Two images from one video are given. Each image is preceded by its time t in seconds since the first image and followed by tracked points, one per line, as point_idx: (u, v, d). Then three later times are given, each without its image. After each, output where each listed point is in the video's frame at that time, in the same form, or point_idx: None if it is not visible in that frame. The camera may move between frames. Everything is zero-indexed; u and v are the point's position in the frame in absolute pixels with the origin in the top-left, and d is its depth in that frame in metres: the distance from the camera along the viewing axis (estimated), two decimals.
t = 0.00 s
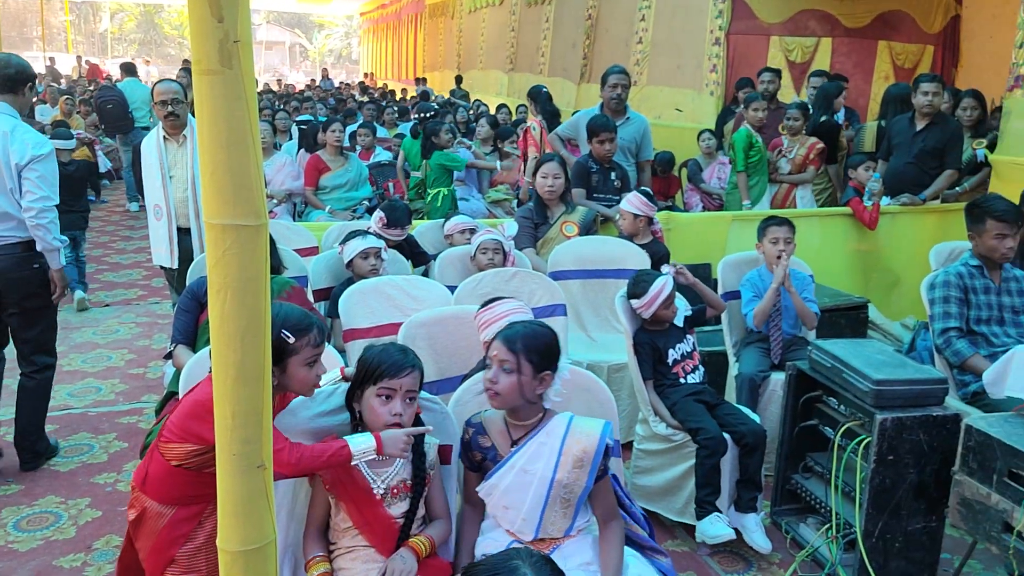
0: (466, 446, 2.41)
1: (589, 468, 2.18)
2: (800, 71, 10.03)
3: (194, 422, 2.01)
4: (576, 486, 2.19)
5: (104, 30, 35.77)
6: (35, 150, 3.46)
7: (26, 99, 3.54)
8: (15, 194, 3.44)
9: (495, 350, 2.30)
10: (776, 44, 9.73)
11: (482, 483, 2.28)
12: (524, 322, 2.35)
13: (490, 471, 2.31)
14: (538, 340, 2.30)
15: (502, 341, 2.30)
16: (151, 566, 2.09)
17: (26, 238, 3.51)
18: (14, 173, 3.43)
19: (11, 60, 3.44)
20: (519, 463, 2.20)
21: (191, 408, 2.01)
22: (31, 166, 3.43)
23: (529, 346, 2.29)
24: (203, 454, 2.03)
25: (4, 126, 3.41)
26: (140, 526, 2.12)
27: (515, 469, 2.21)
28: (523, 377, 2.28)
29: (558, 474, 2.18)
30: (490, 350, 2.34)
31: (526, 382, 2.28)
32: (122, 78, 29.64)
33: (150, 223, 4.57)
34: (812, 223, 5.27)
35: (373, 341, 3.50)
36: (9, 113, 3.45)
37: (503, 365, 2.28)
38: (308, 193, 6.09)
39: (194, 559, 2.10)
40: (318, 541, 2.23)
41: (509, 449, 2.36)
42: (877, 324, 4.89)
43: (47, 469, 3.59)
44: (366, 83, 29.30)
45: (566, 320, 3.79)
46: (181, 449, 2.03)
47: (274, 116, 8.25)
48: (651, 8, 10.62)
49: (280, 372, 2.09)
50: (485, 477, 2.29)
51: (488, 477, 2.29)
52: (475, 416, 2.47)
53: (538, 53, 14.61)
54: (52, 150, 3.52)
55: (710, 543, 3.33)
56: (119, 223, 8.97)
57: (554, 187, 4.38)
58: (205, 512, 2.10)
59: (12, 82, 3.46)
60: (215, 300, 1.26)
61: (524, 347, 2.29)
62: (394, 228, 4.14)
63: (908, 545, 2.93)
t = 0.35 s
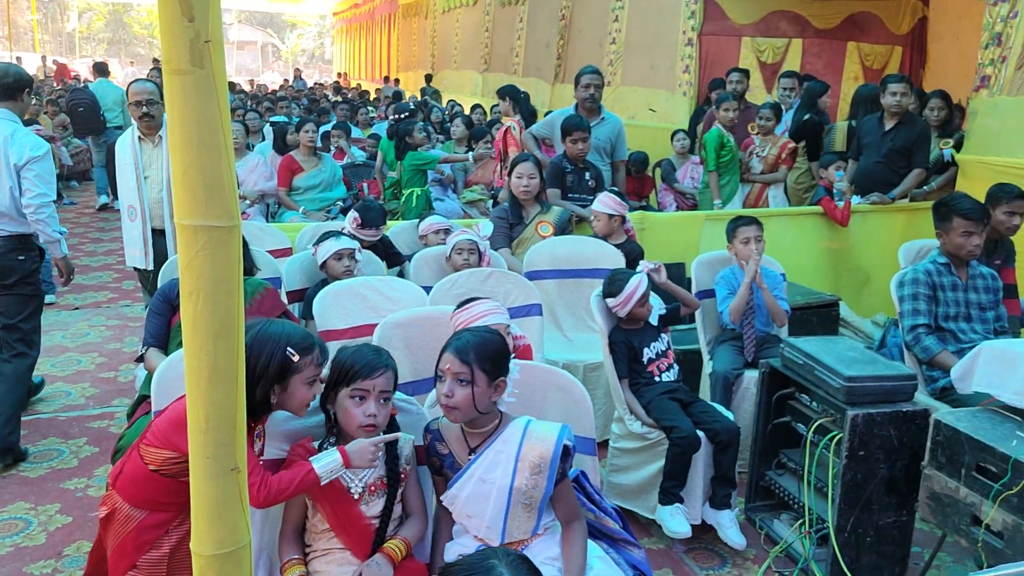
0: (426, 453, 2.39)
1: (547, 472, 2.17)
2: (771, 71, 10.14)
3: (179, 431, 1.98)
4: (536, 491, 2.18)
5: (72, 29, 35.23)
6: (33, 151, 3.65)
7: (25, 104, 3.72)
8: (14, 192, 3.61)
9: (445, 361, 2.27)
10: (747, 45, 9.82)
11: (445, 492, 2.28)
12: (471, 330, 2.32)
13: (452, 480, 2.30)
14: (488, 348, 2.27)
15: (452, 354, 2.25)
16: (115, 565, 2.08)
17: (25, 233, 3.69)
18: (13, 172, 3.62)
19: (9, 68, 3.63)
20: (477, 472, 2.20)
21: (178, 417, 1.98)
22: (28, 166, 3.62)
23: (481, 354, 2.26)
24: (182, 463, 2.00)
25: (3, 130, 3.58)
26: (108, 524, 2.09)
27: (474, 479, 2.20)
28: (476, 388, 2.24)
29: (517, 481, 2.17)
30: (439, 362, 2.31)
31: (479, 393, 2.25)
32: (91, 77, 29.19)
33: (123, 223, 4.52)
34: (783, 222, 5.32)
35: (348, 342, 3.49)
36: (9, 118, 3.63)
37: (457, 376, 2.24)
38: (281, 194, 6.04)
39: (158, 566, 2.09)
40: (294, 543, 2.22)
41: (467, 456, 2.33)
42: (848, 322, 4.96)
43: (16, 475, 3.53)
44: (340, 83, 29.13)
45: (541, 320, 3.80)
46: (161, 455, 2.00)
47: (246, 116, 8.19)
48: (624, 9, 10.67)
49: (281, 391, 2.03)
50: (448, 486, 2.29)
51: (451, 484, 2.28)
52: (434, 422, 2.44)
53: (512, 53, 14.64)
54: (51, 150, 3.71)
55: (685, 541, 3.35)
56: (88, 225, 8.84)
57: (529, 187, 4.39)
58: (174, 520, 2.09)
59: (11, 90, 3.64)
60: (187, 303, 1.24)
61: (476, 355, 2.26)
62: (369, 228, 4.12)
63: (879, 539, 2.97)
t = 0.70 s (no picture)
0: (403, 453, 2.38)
1: (524, 471, 2.18)
2: (743, 71, 10.23)
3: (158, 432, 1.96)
4: (514, 489, 2.18)
5: (40, 28, 34.67)
6: (20, 137, 4.06)
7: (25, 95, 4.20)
8: None
9: (420, 364, 2.26)
10: (720, 45, 9.89)
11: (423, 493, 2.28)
12: (444, 331, 2.32)
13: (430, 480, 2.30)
14: (462, 350, 2.27)
15: (428, 356, 2.25)
16: (94, 571, 2.05)
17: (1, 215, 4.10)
18: None
19: (12, 62, 4.11)
20: (454, 472, 2.20)
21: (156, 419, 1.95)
22: (12, 153, 4.03)
23: (457, 356, 2.26)
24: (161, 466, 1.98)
25: None
26: (86, 530, 2.06)
27: (451, 479, 2.21)
28: (452, 390, 2.24)
29: (494, 480, 2.17)
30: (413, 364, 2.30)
31: (456, 395, 2.25)
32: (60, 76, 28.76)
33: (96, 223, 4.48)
34: (755, 220, 5.37)
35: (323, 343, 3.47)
36: (8, 106, 4.08)
37: (432, 378, 2.24)
38: (255, 194, 6.00)
39: (138, 570, 2.07)
40: (270, 546, 2.20)
41: (443, 457, 2.33)
42: (819, 320, 5.02)
43: None
44: (313, 82, 28.93)
45: (517, 319, 3.81)
46: (139, 458, 1.97)
47: (218, 116, 8.12)
48: (597, 9, 10.72)
49: (255, 391, 2.02)
50: (426, 486, 2.29)
51: (428, 484, 2.29)
52: (410, 422, 2.44)
53: (487, 53, 14.64)
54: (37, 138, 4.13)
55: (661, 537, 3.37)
56: (57, 226, 8.71)
57: (505, 186, 4.39)
58: (153, 524, 2.06)
59: (11, 81, 4.13)
60: (160, 303, 1.23)
61: (453, 357, 2.25)
62: (342, 228, 4.11)
63: (851, 533, 3.01)
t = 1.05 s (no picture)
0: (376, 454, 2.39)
1: (498, 471, 2.17)
2: (715, 71, 10.31)
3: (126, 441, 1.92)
4: (488, 490, 2.18)
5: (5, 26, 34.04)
6: (11, 134, 4.28)
7: (30, 97, 4.50)
8: None
9: (394, 366, 2.25)
10: (692, 45, 9.95)
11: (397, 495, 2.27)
12: (418, 333, 2.31)
13: (404, 481, 2.30)
14: (437, 352, 2.27)
15: (402, 358, 2.24)
16: None
17: None
18: None
19: (21, 64, 4.44)
20: (428, 473, 2.20)
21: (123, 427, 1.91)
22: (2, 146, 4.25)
23: (433, 358, 2.26)
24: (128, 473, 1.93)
25: None
26: (53, 534, 2.04)
27: (425, 480, 2.20)
28: (428, 393, 2.24)
29: (468, 481, 2.17)
30: (387, 366, 2.29)
31: (431, 397, 2.25)
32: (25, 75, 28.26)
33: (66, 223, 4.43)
34: (727, 219, 5.42)
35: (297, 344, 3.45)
36: (12, 106, 4.36)
37: (407, 381, 2.23)
38: (226, 194, 5.94)
39: None
40: (243, 548, 2.18)
41: (417, 459, 2.32)
42: (791, 317, 5.07)
43: None
44: (286, 82, 28.71)
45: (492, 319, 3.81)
46: (105, 464, 1.93)
47: (188, 115, 8.04)
48: (571, 9, 10.75)
49: (245, 400, 1.99)
50: (400, 488, 2.28)
51: (402, 485, 2.28)
52: (384, 423, 2.44)
53: (460, 53, 14.62)
54: (29, 137, 4.32)
55: (636, 535, 3.39)
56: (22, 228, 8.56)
57: (481, 186, 4.40)
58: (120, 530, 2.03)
59: (18, 82, 4.46)
60: (130, 304, 1.21)
61: (428, 359, 2.25)
62: (311, 223, 4.09)
63: (823, 528, 3.05)
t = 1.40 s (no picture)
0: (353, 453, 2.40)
1: (467, 484, 2.15)
2: (686, 71, 10.38)
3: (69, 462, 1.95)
4: (456, 500, 2.15)
5: None
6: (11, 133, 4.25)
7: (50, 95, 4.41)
8: None
9: (377, 357, 2.27)
10: (662, 46, 10.01)
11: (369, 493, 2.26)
12: (412, 333, 2.32)
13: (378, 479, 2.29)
14: (419, 351, 2.25)
15: (384, 349, 2.26)
16: None
17: None
18: None
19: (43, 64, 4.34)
20: (399, 477, 2.19)
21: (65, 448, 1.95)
22: None
23: (412, 356, 2.24)
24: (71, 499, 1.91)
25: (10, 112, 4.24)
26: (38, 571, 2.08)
27: (395, 483, 2.20)
28: (399, 388, 2.22)
29: (437, 490, 2.15)
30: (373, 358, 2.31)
31: (401, 394, 2.23)
32: None
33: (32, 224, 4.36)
34: (698, 218, 5.46)
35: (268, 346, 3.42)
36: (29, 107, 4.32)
37: (382, 372, 2.24)
38: (196, 195, 5.88)
39: None
40: (214, 552, 2.16)
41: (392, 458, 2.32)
42: (761, 314, 5.13)
43: None
44: (257, 81, 28.44)
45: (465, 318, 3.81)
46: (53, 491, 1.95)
47: (156, 114, 7.94)
48: (542, 9, 10.78)
49: (179, 413, 2.05)
50: (372, 486, 2.27)
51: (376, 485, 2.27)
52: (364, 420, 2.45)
53: (432, 52, 14.59)
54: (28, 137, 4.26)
55: (610, 533, 3.41)
56: None
57: (455, 186, 4.39)
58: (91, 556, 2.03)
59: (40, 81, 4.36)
60: (97, 305, 1.20)
61: (407, 357, 2.24)
62: (280, 216, 4.05)
63: (794, 523, 3.09)
